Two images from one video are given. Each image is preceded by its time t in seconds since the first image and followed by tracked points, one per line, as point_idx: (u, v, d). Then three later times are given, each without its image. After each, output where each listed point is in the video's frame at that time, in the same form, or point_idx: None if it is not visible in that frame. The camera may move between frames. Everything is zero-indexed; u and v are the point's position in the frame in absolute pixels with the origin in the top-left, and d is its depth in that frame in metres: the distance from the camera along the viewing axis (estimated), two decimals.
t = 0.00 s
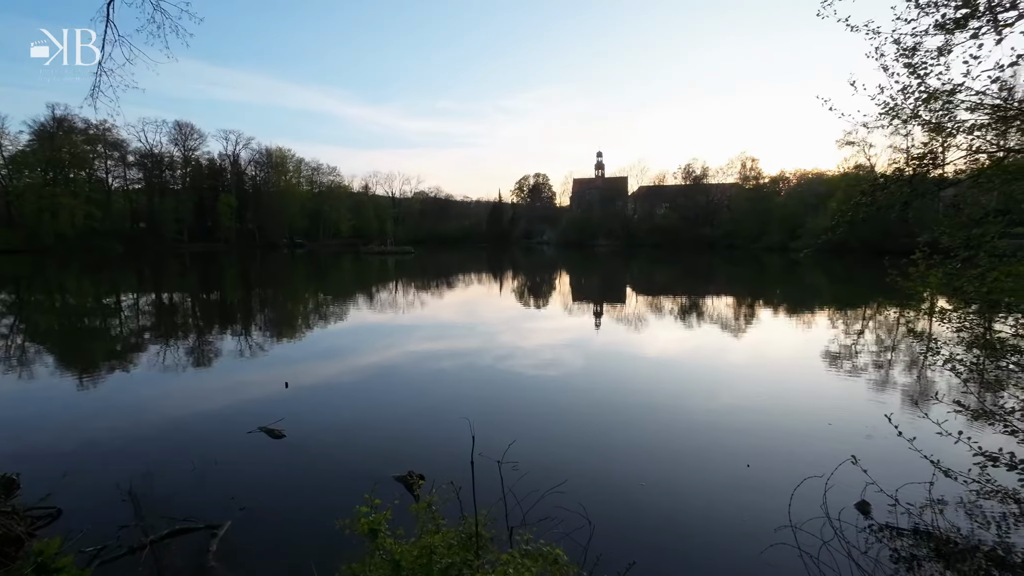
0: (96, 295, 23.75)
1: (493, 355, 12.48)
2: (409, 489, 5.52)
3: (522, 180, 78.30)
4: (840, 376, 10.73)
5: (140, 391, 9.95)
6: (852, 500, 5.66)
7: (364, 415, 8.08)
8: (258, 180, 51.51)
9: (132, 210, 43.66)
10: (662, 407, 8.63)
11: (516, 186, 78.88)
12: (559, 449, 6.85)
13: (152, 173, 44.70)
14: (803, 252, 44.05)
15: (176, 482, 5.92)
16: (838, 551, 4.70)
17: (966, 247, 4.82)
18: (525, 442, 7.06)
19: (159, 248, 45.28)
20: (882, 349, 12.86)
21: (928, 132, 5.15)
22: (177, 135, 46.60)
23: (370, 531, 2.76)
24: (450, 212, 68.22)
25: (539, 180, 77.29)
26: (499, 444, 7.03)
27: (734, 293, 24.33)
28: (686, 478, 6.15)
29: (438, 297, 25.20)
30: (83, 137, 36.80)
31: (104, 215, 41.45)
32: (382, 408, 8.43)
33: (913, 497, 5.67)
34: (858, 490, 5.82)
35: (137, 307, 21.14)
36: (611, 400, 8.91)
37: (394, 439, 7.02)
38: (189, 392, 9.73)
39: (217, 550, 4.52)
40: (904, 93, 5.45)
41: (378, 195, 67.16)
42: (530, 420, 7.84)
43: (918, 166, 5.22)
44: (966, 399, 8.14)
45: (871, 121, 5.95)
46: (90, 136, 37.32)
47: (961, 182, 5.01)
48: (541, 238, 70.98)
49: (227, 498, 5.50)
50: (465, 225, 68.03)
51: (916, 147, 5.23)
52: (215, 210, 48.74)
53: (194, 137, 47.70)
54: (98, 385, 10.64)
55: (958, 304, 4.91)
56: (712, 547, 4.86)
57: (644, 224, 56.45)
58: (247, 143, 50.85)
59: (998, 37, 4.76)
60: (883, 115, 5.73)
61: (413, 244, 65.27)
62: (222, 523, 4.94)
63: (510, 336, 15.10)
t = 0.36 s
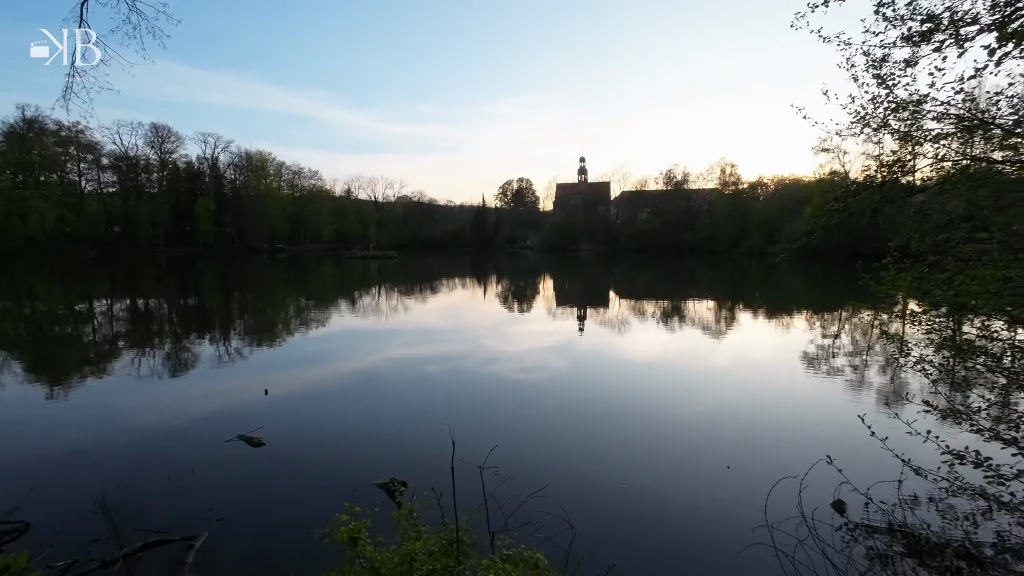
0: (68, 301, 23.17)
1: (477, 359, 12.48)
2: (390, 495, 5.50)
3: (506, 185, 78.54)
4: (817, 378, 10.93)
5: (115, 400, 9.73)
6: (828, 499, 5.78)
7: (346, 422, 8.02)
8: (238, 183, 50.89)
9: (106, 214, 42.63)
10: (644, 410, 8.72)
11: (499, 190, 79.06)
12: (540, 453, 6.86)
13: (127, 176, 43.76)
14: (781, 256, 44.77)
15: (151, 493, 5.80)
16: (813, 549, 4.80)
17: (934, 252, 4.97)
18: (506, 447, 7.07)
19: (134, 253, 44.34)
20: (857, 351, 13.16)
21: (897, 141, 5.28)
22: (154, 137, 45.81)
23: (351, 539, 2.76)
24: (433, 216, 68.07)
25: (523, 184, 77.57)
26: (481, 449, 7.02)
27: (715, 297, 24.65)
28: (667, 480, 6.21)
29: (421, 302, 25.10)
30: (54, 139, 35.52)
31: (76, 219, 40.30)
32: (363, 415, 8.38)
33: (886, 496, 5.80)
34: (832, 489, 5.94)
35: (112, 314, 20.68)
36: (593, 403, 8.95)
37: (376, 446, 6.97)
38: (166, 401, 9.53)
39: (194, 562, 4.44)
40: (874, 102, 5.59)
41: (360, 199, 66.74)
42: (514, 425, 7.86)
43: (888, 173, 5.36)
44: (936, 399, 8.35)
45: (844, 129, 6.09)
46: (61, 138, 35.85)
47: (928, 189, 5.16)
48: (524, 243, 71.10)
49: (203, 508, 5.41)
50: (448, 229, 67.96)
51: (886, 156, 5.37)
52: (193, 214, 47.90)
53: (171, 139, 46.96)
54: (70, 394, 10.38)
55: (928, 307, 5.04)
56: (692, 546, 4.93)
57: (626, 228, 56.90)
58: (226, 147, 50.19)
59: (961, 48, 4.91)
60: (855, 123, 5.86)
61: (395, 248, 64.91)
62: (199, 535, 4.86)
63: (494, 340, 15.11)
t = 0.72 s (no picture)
0: (41, 307, 22.60)
1: (462, 363, 12.41)
2: (371, 501, 5.45)
3: (490, 188, 78.59)
4: (797, 378, 11.12)
5: (90, 408, 9.51)
6: (806, 497, 5.88)
7: (329, 426, 7.97)
8: (217, 186, 50.14)
9: (81, 217, 41.67)
10: (627, 411, 8.80)
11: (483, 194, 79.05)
12: (522, 456, 6.85)
13: (103, 178, 42.80)
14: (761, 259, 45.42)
15: (127, 502, 5.69)
16: (790, 547, 4.87)
17: (905, 254, 5.09)
18: (488, 451, 7.05)
19: (110, 257, 43.36)
20: (836, 352, 13.39)
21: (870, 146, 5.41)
22: (130, 139, 44.96)
23: (330, 546, 2.74)
24: (417, 220, 67.81)
25: (507, 188, 77.67)
26: (462, 453, 6.99)
27: (697, 299, 24.91)
28: (649, 481, 6.25)
29: (405, 305, 24.95)
30: (27, 140, 34.65)
31: (50, 222, 39.32)
32: (344, 420, 8.29)
33: (862, 493, 5.91)
34: (809, 486, 6.04)
35: (86, 320, 20.20)
36: (576, 406, 8.98)
37: (358, 451, 6.91)
38: (143, 408, 9.34)
39: (170, 571, 4.37)
40: (847, 108, 5.72)
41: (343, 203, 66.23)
42: (498, 428, 7.85)
43: (861, 178, 5.47)
44: (911, 398, 8.53)
45: (819, 135, 6.21)
46: (33, 139, 35.16)
47: (900, 194, 5.28)
48: (508, 246, 71.19)
49: (180, 517, 5.32)
50: (432, 233, 67.73)
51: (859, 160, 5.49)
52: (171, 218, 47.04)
53: (148, 141, 46.13)
54: (43, 402, 10.10)
55: (901, 307, 5.15)
56: (673, 546, 4.97)
57: (610, 232, 57.23)
58: (205, 149, 49.44)
59: (929, 57, 5.05)
60: (829, 128, 5.99)
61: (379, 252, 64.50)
62: (175, 544, 4.77)
63: (479, 344, 15.08)
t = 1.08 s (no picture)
0: (16, 310, 22.08)
1: (448, 365, 12.35)
2: (354, 504, 5.42)
3: (476, 190, 78.53)
4: (779, 377, 11.26)
5: (67, 413, 9.30)
6: (786, 494, 5.97)
7: (313, 430, 7.89)
8: (199, 186, 49.42)
9: (57, 218, 40.76)
10: (614, 411, 8.86)
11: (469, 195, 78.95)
12: (507, 457, 6.85)
13: (80, 178, 41.93)
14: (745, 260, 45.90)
15: (104, 509, 5.58)
16: (770, 544, 4.95)
17: (882, 255, 5.19)
18: (473, 452, 7.04)
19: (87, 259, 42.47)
20: (818, 351, 13.57)
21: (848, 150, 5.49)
22: (109, 138, 44.12)
23: (310, 550, 2.80)
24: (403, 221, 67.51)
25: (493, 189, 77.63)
26: (446, 456, 6.97)
27: (682, 300, 25.10)
28: (634, 481, 6.29)
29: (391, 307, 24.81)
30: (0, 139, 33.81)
31: (25, 223, 38.42)
32: (328, 423, 8.22)
33: (841, 490, 6.02)
34: (789, 484, 6.13)
35: (63, 323, 19.77)
36: (562, 407, 9.01)
37: (342, 455, 6.86)
38: (122, 413, 9.17)
39: None
40: (825, 112, 5.81)
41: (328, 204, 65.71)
42: (483, 429, 7.85)
43: (840, 180, 5.57)
44: (889, 397, 8.68)
45: (799, 138, 6.31)
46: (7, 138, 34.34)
47: (877, 196, 5.38)
48: (494, 247, 71.13)
49: (160, 524, 5.24)
50: (418, 234, 67.49)
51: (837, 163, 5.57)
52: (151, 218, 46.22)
53: (127, 141, 45.31)
54: (17, 408, 9.85)
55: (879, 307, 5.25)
56: (655, 545, 5.02)
57: (595, 233, 57.48)
58: (186, 148, 48.68)
59: (904, 62, 5.14)
60: (809, 132, 6.08)
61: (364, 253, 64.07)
62: (154, 551, 4.69)
63: (466, 345, 15.04)
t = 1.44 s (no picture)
0: None
1: (436, 364, 12.28)
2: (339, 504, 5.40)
3: (464, 188, 78.38)
4: (765, 374, 11.36)
5: (46, 416, 9.11)
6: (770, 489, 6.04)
7: (298, 430, 7.82)
8: (182, 184, 48.71)
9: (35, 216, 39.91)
10: (600, 409, 8.90)
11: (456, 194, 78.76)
12: (493, 456, 6.85)
13: (58, 175, 41.11)
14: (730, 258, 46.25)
15: (84, 513, 5.47)
16: (753, 540, 5.01)
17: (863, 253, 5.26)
18: (459, 451, 7.03)
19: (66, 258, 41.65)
20: (803, 348, 13.71)
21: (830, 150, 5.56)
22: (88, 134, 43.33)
23: (293, 552, 2.72)
24: (390, 220, 67.18)
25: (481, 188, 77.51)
26: (432, 455, 6.96)
27: (669, 298, 25.24)
28: (620, 478, 6.33)
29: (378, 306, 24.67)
30: None
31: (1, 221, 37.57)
32: (314, 424, 8.15)
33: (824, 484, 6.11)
34: (773, 479, 6.20)
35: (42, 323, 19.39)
36: (549, 405, 9.02)
37: (328, 455, 6.82)
38: (102, 416, 8.99)
39: None
40: (807, 113, 5.89)
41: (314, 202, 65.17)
42: (470, 428, 7.84)
43: (822, 180, 5.64)
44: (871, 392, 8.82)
45: (783, 139, 6.37)
46: None
47: (859, 196, 5.45)
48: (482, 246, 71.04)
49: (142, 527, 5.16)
50: (405, 232, 67.19)
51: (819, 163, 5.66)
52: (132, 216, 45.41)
53: (108, 137, 44.53)
54: None
55: (860, 305, 5.33)
56: (642, 542, 5.04)
57: (583, 232, 57.62)
58: (169, 145, 47.96)
59: (885, 64, 5.22)
60: (792, 132, 6.14)
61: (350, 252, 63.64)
62: (134, 556, 4.61)
63: (453, 344, 14.99)
